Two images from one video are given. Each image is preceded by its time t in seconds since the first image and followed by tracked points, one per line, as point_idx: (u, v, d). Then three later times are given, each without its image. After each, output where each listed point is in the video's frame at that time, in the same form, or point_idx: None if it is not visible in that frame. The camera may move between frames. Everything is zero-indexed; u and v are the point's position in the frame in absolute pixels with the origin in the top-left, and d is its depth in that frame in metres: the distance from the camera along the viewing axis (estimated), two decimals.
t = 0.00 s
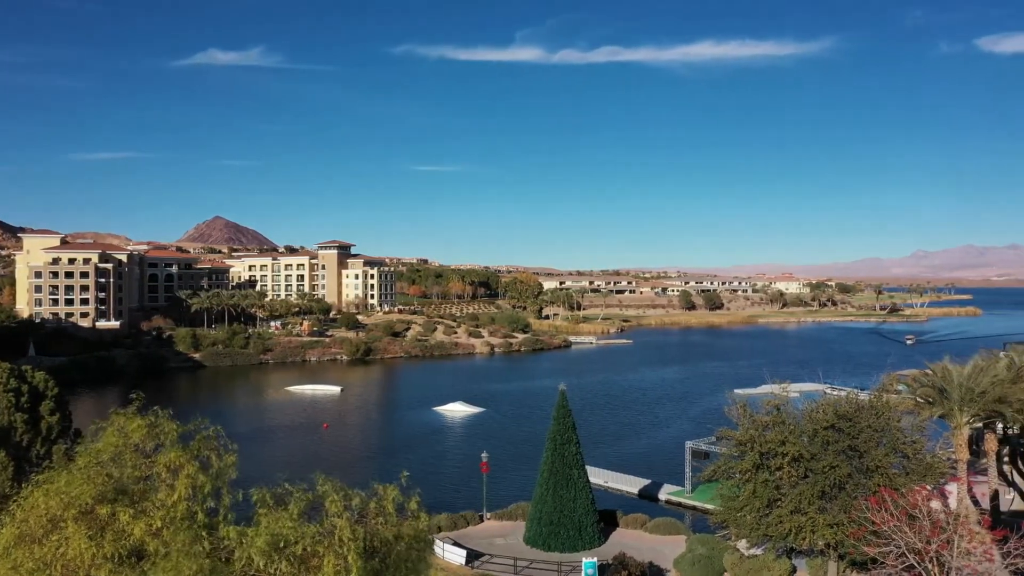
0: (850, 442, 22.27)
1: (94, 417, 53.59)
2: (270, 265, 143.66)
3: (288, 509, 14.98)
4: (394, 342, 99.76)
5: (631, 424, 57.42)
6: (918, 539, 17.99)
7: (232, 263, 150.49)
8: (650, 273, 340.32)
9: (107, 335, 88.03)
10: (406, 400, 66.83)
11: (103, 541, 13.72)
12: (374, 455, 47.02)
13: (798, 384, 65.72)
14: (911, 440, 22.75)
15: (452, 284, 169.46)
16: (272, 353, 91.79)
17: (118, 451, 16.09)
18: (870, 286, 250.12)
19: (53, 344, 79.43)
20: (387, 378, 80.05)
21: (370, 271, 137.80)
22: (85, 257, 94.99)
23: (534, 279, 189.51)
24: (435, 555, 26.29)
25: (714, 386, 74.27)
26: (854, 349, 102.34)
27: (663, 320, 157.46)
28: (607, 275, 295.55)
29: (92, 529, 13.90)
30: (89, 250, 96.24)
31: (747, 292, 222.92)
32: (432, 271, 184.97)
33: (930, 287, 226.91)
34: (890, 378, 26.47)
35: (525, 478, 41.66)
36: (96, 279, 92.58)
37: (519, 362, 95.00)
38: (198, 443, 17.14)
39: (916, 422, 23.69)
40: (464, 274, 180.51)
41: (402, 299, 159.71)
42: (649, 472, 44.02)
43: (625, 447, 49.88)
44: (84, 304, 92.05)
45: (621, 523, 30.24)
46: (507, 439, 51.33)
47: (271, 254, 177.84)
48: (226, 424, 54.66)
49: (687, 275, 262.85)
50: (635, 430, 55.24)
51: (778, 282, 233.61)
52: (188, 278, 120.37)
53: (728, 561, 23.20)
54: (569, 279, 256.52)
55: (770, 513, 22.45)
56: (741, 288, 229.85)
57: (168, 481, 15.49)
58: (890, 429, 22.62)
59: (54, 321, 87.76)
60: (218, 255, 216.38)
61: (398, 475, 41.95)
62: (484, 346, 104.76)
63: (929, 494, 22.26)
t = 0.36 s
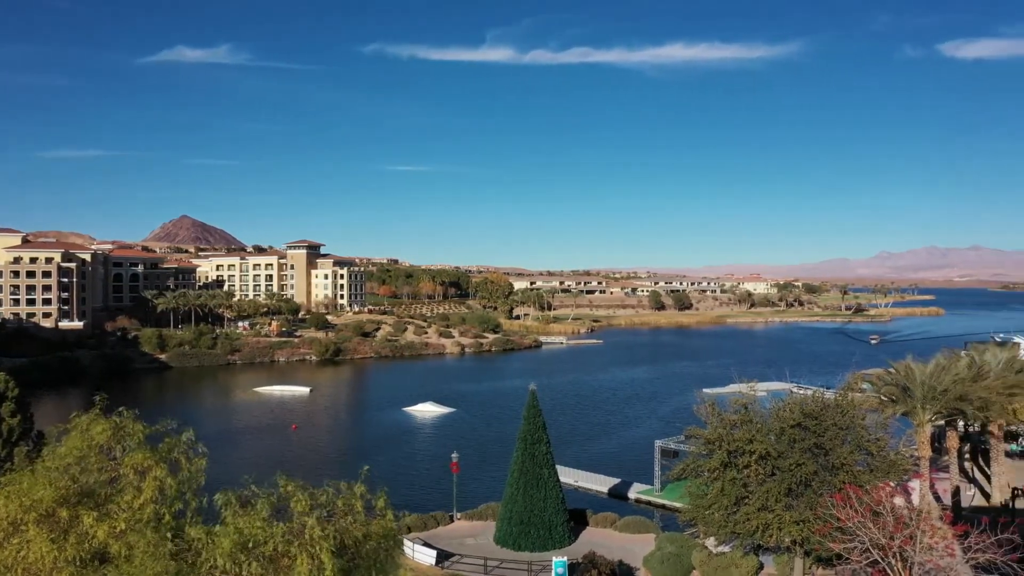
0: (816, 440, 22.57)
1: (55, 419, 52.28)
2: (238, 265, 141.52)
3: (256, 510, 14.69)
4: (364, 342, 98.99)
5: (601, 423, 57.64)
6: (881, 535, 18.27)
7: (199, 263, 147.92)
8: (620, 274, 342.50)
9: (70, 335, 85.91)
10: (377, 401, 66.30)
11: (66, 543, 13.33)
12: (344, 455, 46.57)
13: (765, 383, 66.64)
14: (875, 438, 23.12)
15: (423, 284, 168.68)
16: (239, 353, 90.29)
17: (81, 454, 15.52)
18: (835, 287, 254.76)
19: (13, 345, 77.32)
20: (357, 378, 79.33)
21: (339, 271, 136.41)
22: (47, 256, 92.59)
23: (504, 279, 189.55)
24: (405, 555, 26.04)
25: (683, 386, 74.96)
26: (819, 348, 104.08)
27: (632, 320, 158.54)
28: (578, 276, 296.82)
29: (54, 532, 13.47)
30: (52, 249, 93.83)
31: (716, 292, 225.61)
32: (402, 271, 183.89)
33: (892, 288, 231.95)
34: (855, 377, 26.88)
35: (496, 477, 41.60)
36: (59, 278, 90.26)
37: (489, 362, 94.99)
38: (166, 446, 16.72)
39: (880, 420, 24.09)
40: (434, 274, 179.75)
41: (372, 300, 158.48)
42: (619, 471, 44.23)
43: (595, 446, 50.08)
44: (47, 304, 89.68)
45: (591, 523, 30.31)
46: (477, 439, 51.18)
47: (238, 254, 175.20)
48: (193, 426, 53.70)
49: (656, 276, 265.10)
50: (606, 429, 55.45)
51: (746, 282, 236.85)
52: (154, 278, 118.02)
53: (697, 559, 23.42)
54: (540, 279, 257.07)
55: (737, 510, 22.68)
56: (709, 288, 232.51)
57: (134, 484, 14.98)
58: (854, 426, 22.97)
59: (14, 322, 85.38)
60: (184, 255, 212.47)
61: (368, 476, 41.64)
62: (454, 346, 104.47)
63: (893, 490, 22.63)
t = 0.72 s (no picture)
0: (777, 437, 22.86)
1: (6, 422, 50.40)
2: (200, 264, 138.63)
3: (219, 511, 14.35)
4: (328, 343, 97.78)
5: (567, 423, 57.77)
6: (840, 530, 18.57)
7: (159, 262, 144.45)
8: (586, 274, 344.17)
9: (24, 336, 83.06)
10: (341, 402, 65.37)
11: (21, 549, 13.02)
12: (307, 457, 45.82)
13: (727, 382, 67.54)
14: (835, 435, 23.51)
15: (388, 284, 167.34)
16: (200, 355, 88.32)
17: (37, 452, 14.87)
18: (796, 288, 259.73)
19: None
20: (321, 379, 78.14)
21: (303, 271, 134.43)
22: None
23: (470, 279, 189.13)
24: (369, 556, 25.67)
25: (648, 385, 75.59)
26: (781, 348, 105.92)
27: (598, 320, 159.51)
28: (543, 276, 297.74)
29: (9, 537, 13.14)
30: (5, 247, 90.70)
31: (680, 293, 228.40)
32: (367, 271, 182.17)
33: (849, 289, 237.72)
34: (815, 375, 27.31)
35: (462, 478, 41.37)
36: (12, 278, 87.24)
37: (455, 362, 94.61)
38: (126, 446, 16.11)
39: (839, 418, 24.52)
40: (399, 274, 178.51)
41: (336, 300, 156.61)
42: (584, 470, 44.38)
43: (561, 446, 50.17)
44: None
45: (556, 522, 30.31)
46: (443, 439, 50.90)
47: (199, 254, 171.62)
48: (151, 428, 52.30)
49: (621, 277, 266.92)
50: (571, 429, 55.58)
51: (709, 283, 240.16)
52: (112, 278, 114.92)
53: (660, 557, 23.56)
54: (506, 279, 257.14)
55: (700, 508, 22.87)
56: (673, 288, 235.16)
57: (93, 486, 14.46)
58: (814, 424, 23.33)
59: None
60: (143, 254, 207.35)
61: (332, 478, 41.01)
62: (420, 346, 103.77)
63: (851, 487, 23.06)
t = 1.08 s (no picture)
0: (742, 436, 23.10)
1: None
2: (163, 264, 135.72)
3: (181, 514, 13.90)
4: (295, 344, 96.47)
5: (535, 423, 57.75)
6: (804, 527, 18.82)
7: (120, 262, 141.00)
8: (554, 274, 345.32)
9: None
10: (308, 403, 64.46)
11: None
12: (272, 459, 45.11)
13: (693, 381, 68.21)
14: (798, 433, 23.84)
15: (355, 284, 165.73)
16: (164, 356, 86.32)
17: None
18: (761, 288, 263.88)
19: None
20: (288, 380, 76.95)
21: (269, 271, 132.28)
22: None
23: (439, 279, 188.29)
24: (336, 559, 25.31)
25: (615, 385, 76.00)
26: (745, 347, 107.45)
27: (566, 320, 160.06)
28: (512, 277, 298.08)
29: None
30: None
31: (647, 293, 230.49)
32: (334, 271, 180.19)
33: (810, 289, 242.50)
34: (780, 374, 27.68)
35: (429, 478, 41.08)
36: None
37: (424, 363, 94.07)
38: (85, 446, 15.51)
39: (803, 416, 24.87)
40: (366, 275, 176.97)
41: (302, 300, 154.52)
42: (552, 470, 44.40)
43: (529, 446, 50.15)
44: None
45: (524, 521, 30.27)
46: (410, 440, 50.42)
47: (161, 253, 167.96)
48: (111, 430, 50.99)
49: (589, 277, 268.26)
50: (540, 429, 55.59)
51: (676, 283, 242.84)
52: (72, 278, 111.88)
53: (628, 555, 23.65)
54: (474, 280, 256.81)
55: (667, 507, 23.02)
56: (640, 289, 237.18)
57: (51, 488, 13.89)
58: (778, 423, 23.59)
59: None
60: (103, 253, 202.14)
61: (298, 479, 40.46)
62: (387, 347, 102.93)
63: (814, 484, 23.41)
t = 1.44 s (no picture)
0: (703, 434, 23.29)
1: None
2: (120, 264, 132.19)
3: (136, 516, 13.48)
4: (256, 344, 94.81)
5: (499, 423, 57.62)
6: (764, 525, 19.06)
7: (74, 261, 136.86)
8: (519, 274, 345.41)
9: None
10: (269, 404, 63.37)
11: None
12: (232, 461, 44.17)
13: (656, 381, 68.88)
14: (759, 432, 24.18)
15: (318, 284, 163.57)
16: (121, 357, 83.92)
17: None
18: (722, 288, 267.97)
19: None
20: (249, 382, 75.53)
21: (230, 271, 129.62)
22: None
23: (403, 280, 186.93)
24: (298, 561, 24.76)
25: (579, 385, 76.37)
26: (707, 347, 108.99)
27: (530, 321, 160.34)
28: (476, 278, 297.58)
29: None
30: None
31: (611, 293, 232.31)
32: (296, 271, 177.68)
33: (769, 290, 247.16)
34: (741, 373, 28.01)
35: (392, 480, 40.67)
36: None
37: (388, 363, 93.27)
38: (34, 446, 14.93)
39: (763, 414, 25.20)
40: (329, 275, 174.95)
41: (263, 301, 151.90)
42: (516, 470, 44.34)
43: (493, 446, 50.04)
44: None
45: (487, 521, 30.17)
46: (373, 441, 49.74)
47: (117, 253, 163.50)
48: (65, 433, 49.43)
49: (553, 278, 269.28)
50: (504, 429, 55.50)
51: (639, 283, 245.28)
52: (24, 278, 108.28)
53: (592, 553, 23.75)
54: (439, 280, 255.83)
55: (630, 505, 23.18)
56: (604, 289, 238.93)
57: None
58: (739, 421, 23.85)
59: None
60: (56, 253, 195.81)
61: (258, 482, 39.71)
62: (350, 347, 101.75)
63: (774, 481, 23.71)
